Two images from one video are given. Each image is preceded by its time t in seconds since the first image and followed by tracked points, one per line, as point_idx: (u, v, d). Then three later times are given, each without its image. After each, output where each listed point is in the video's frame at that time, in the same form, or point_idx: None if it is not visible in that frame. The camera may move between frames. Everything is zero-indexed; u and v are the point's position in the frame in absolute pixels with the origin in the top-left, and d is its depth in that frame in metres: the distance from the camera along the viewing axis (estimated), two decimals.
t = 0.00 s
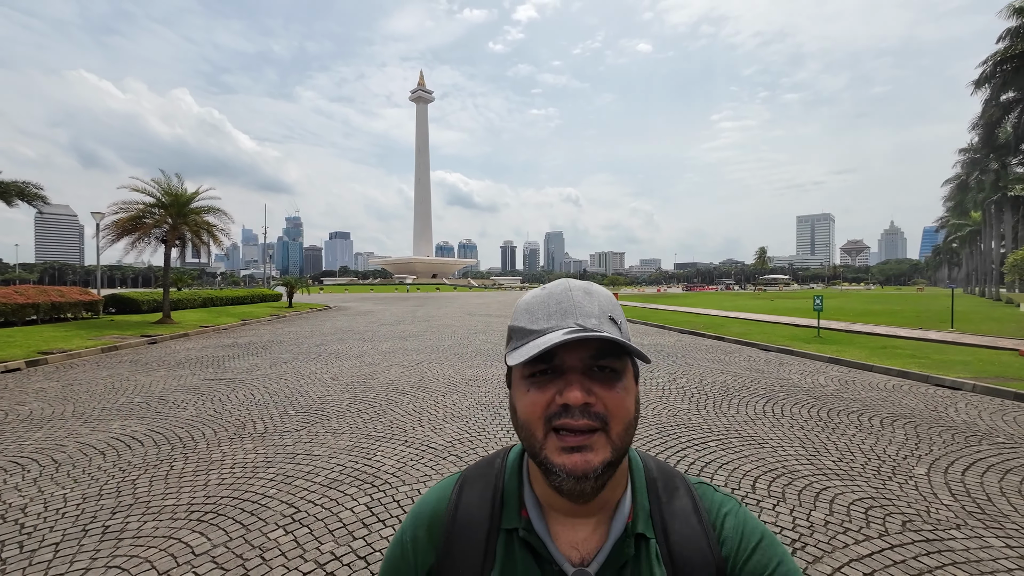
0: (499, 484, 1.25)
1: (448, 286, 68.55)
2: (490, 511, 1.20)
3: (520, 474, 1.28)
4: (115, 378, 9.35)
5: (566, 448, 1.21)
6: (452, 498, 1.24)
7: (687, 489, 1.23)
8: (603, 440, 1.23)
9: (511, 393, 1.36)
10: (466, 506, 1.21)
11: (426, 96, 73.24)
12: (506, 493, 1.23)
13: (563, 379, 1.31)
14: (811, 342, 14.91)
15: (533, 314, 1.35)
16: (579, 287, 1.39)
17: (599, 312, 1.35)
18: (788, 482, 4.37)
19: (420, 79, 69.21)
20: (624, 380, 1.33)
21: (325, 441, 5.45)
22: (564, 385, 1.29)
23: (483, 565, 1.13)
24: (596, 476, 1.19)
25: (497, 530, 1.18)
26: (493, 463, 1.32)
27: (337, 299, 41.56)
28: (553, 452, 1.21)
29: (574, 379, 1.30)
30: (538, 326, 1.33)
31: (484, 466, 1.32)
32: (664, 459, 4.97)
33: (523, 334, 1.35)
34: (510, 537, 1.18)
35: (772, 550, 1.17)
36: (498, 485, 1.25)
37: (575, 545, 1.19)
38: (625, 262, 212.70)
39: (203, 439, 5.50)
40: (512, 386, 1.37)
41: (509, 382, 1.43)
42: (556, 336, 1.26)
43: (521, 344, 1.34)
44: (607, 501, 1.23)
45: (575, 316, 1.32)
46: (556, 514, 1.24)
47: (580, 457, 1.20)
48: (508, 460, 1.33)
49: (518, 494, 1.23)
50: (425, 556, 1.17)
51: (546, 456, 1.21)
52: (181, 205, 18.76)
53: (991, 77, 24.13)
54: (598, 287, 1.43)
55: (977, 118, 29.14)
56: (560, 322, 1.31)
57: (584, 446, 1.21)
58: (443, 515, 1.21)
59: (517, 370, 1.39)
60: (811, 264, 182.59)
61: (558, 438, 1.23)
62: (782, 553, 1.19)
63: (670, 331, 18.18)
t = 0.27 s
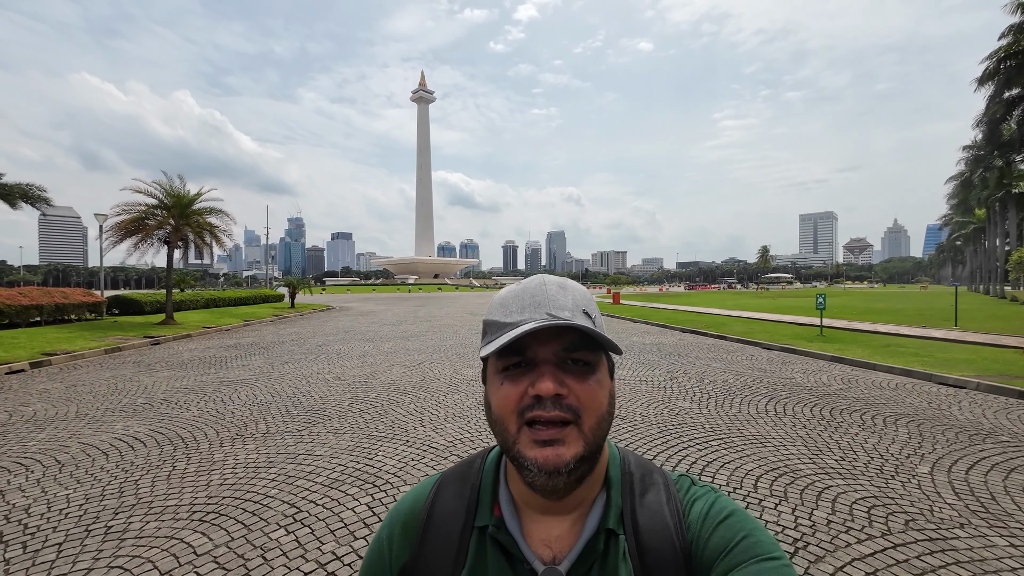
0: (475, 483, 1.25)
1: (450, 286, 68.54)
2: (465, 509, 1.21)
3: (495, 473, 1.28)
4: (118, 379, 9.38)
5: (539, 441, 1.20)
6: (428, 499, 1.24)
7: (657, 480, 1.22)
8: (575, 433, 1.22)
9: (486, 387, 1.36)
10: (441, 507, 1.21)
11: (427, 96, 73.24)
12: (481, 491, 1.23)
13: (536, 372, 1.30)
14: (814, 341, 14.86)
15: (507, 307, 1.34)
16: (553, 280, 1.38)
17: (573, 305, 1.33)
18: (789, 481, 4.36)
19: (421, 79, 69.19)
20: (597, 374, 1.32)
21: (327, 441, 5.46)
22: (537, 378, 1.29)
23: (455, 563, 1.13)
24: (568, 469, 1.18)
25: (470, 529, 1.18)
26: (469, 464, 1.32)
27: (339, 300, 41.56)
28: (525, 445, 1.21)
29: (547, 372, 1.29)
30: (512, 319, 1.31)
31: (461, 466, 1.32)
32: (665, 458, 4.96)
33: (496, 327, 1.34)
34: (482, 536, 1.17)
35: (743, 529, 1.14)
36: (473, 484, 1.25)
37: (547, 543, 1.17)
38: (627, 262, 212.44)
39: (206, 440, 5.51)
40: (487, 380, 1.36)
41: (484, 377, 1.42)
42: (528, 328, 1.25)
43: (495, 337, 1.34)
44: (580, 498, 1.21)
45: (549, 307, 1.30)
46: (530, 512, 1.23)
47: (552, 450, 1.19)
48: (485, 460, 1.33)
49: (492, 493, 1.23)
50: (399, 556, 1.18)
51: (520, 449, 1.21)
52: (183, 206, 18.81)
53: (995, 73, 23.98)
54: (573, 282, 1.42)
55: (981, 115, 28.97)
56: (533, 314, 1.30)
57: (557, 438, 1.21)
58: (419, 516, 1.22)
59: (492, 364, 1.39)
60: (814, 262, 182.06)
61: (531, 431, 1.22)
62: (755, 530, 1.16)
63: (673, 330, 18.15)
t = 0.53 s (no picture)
0: (484, 481, 1.26)
1: (453, 286, 68.62)
2: (474, 506, 1.21)
3: (505, 470, 1.29)
4: (124, 380, 9.43)
5: (543, 433, 1.21)
6: (439, 497, 1.26)
7: (669, 478, 1.21)
8: (580, 426, 1.22)
9: (492, 381, 1.36)
10: (452, 503, 1.23)
11: (429, 96, 73.29)
12: (490, 488, 1.24)
13: (540, 364, 1.30)
14: (818, 339, 14.81)
15: (511, 300, 1.33)
16: (557, 275, 1.36)
17: (576, 298, 1.31)
18: (796, 479, 4.35)
19: (422, 80, 69.51)
20: (602, 366, 1.30)
21: (333, 441, 5.47)
22: (540, 370, 1.28)
23: (465, 558, 1.14)
24: (572, 461, 1.18)
25: (480, 524, 1.19)
26: (480, 461, 1.33)
27: (342, 301, 41.63)
28: (530, 437, 1.22)
29: (550, 364, 1.29)
30: (515, 312, 1.30)
31: (472, 464, 1.33)
32: (672, 458, 4.95)
33: (500, 320, 1.33)
34: (492, 531, 1.18)
35: (756, 525, 1.13)
36: (483, 480, 1.27)
37: (557, 538, 1.18)
38: (630, 261, 212.18)
39: (212, 440, 5.54)
40: (493, 374, 1.37)
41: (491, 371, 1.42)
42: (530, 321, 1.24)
43: (499, 330, 1.33)
44: (590, 493, 1.21)
45: (552, 300, 1.29)
46: (539, 507, 1.24)
47: (556, 441, 1.19)
48: (495, 458, 1.34)
49: (501, 489, 1.24)
50: (411, 551, 1.19)
51: (525, 441, 1.22)
52: (187, 208, 18.89)
53: (999, 69, 23.84)
54: (577, 275, 1.40)
55: (985, 111, 28.78)
56: (535, 307, 1.29)
57: (562, 430, 1.20)
58: (430, 513, 1.23)
59: (498, 357, 1.39)
60: (817, 261, 181.46)
61: (536, 423, 1.23)
62: (768, 526, 1.15)
63: (676, 329, 18.12)
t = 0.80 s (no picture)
0: (480, 466, 1.28)
1: (455, 287, 68.69)
2: (470, 490, 1.24)
3: (500, 456, 1.31)
4: (130, 382, 9.50)
5: (533, 417, 1.23)
6: (438, 484, 1.28)
7: (657, 461, 1.24)
8: (569, 410, 1.24)
9: (486, 369, 1.39)
10: (450, 489, 1.25)
11: (430, 98, 73.44)
12: (486, 473, 1.26)
13: (530, 351, 1.31)
14: (822, 337, 14.78)
15: (503, 290, 1.36)
16: (547, 267, 1.38)
17: (565, 289, 1.33)
18: (798, 477, 4.36)
19: (423, 82, 69.71)
20: (591, 354, 1.31)
21: (337, 441, 5.51)
22: (531, 356, 1.30)
23: (463, 539, 1.16)
24: (561, 444, 1.20)
25: (476, 507, 1.21)
26: (476, 448, 1.36)
27: (345, 302, 41.69)
28: (522, 421, 1.24)
29: (540, 350, 1.30)
30: (506, 302, 1.33)
31: (469, 451, 1.36)
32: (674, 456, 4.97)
33: (493, 310, 1.36)
34: (487, 513, 1.19)
35: (738, 502, 1.15)
36: (479, 466, 1.29)
37: (550, 520, 1.20)
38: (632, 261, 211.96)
39: (217, 441, 5.58)
40: (488, 363, 1.39)
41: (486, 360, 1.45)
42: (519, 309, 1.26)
43: (492, 319, 1.36)
44: (581, 477, 1.23)
45: (540, 289, 1.31)
46: (534, 490, 1.26)
47: (546, 425, 1.21)
48: (492, 445, 1.36)
49: (496, 473, 1.26)
50: (411, 535, 1.22)
51: (517, 425, 1.24)
52: (191, 211, 19.00)
53: (1002, 65, 23.74)
54: (567, 266, 1.41)
55: (989, 108, 28.67)
56: (526, 295, 1.31)
57: (551, 414, 1.23)
58: (429, 498, 1.26)
59: (491, 344, 1.41)
60: (821, 259, 180.73)
61: (527, 408, 1.25)
62: (749, 501, 1.17)
63: (680, 328, 18.10)
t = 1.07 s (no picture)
0: (494, 450, 1.30)
1: (458, 288, 68.79)
2: (485, 472, 1.25)
3: (513, 439, 1.33)
4: (137, 384, 9.54)
5: (544, 398, 1.25)
6: (453, 469, 1.30)
7: (667, 440, 1.26)
8: (579, 391, 1.25)
9: (498, 354, 1.40)
10: (465, 472, 1.27)
11: (432, 100, 73.60)
12: (500, 456, 1.28)
13: (540, 334, 1.33)
14: (826, 335, 14.74)
15: (513, 277, 1.38)
16: (555, 254, 1.39)
17: (574, 274, 1.34)
18: (805, 474, 4.35)
19: (425, 84, 69.91)
20: (600, 336, 1.32)
21: (343, 440, 5.53)
22: (540, 339, 1.32)
23: (479, 521, 1.18)
24: (572, 423, 1.21)
25: (491, 488, 1.22)
26: (490, 434, 1.37)
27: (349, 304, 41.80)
28: (533, 402, 1.25)
29: (550, 333, 1.32)
30: (516, 287, 1.34)
31: (483, 437, 1.37)
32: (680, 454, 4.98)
33: (503, 296, 1.38)
34: (502, 495, 1.21)
35: (747, 471, 1.18)
36: (493, 450, 1.31)
37: (564, 499, 1.21)
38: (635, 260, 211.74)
39: (224, 441, 5.61)
40: (499, 349, 1.41)
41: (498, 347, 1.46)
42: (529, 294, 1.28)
43: (502, 305, 1.38)
44: (593, 456, 1.24)
45: (549, 274, 1.33)
46: (547, 471, 1.27)
47: (557, 405, 1.23)
48: (505, 431, 1.38)
49: (510, 455, 1.28)
50: (428, 517, 1.24)
51: (528, 406, 1.26)
52: (195, 214, 19.08)
53: (1006, 62, 23.65)
54: (575, 254, 1.43)
55: (993, 105, 28.56)
56: (536, 281, 1.32)
57: (562, 394, 1.24)
58: (445, 482, 1.28)
59: (503, 331, 1.42)
60: (825, 258, 180.07)
61: (537, 389, 1.26)
62: (758, 471, 1.20)
63: (683, 327, 18.09)
